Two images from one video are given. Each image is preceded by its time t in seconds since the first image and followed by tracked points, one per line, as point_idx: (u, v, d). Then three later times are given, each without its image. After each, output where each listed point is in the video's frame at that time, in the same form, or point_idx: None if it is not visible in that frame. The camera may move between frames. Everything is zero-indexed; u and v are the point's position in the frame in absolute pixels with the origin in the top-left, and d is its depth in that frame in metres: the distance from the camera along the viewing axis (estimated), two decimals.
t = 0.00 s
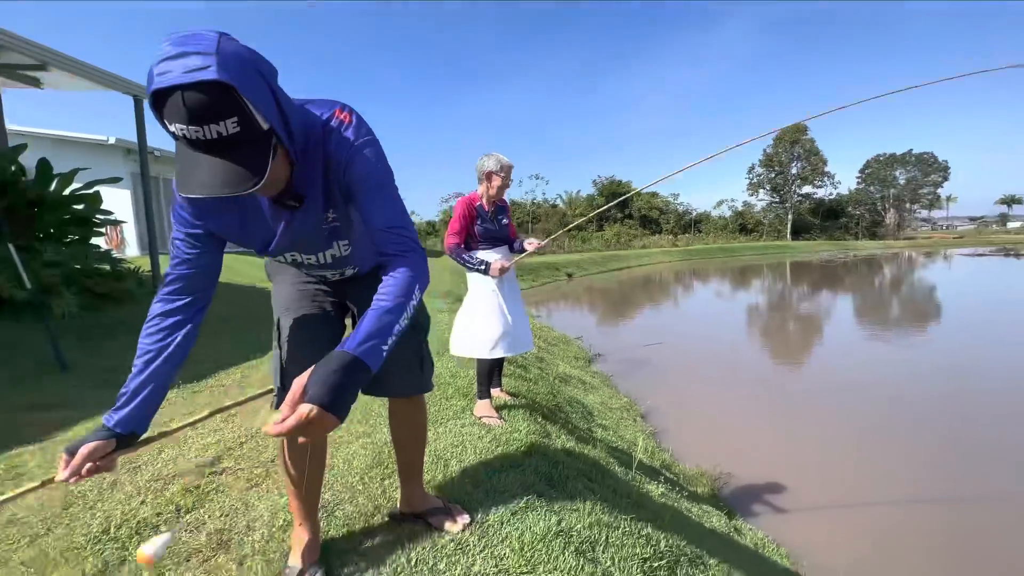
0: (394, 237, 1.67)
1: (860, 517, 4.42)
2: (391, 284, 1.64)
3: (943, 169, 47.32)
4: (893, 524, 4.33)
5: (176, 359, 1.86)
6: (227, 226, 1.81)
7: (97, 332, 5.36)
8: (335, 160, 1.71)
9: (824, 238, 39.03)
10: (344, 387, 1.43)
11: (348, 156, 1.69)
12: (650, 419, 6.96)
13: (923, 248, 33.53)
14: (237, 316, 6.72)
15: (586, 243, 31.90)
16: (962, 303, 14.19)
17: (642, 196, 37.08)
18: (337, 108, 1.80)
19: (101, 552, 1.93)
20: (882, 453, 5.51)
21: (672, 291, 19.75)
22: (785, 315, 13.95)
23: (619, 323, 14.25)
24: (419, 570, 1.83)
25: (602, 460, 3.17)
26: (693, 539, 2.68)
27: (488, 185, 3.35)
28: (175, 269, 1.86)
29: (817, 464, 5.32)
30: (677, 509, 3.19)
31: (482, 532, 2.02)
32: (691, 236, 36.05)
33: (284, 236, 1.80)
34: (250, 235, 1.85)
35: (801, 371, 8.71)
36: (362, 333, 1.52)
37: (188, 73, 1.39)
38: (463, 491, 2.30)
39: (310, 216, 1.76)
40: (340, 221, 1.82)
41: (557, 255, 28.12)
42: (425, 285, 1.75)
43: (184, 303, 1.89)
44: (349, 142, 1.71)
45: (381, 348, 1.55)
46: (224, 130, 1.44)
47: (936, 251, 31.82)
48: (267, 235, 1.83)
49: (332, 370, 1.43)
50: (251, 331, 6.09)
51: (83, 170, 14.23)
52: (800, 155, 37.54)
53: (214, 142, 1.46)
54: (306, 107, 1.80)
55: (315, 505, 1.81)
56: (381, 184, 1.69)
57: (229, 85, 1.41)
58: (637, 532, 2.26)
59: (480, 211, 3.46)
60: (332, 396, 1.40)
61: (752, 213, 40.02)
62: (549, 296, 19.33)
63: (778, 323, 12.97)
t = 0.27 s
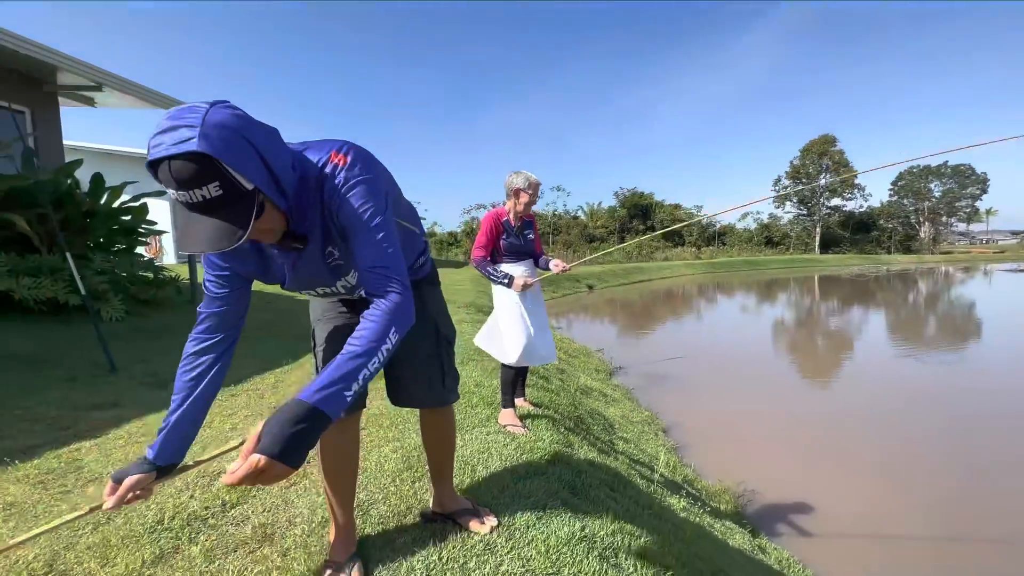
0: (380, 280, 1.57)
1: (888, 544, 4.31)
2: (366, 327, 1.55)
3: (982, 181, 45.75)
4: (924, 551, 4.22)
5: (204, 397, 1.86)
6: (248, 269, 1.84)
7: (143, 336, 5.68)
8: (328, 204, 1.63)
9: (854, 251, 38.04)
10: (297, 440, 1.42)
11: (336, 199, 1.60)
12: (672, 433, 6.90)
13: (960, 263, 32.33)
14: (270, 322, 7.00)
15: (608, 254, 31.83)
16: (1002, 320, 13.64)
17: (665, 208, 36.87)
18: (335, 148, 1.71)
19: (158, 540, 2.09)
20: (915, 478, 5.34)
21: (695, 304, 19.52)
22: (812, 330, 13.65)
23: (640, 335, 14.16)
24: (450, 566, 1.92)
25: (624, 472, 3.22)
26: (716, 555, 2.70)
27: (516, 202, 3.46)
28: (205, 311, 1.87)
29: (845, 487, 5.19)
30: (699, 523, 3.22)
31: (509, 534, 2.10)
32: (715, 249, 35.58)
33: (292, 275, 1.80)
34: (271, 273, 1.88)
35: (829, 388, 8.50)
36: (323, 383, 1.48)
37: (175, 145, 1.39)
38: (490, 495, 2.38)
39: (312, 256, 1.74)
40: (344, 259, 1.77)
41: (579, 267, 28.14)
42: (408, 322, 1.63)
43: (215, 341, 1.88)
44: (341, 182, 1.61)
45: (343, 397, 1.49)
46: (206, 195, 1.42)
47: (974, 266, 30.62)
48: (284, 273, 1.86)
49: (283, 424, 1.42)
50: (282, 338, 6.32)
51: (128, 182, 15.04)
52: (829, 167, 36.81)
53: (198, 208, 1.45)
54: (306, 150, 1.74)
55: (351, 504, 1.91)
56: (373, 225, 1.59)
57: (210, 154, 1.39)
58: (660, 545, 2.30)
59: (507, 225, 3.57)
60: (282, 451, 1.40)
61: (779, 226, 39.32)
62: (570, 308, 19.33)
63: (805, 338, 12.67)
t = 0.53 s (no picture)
0: (360, 313, 1.56)
1: (901, 556, 4.25)
2: (334, 362, 1.54)
3: (998, 187, 45.04)
4: (938, 563, 4.16)
5: (186, 413, 1.86)
6: (252, 288, 1.87)
7: (159, 338, 5.80)
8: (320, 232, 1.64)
9: (867, 258, 37.57)
10: (256, 477, 1.44)
11: (327, 228, 1.61)
12: (681, 440, 6.86)
13: (976, 270, 31.80)
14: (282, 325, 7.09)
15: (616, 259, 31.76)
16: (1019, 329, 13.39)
17: (674, 213, 36.73)
18: (327, 173, 1.71)
19: (177, 538, 2.15)
20: (929, 489, 5.26)
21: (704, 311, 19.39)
22: (823, 337, 13.50)
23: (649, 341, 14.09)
24: (460, 567, 1.95)
25: (634, 478, 3.23)
26: (726, 563, 2.70)
27: (528, 208, 3.50)
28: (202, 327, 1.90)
29: (857, 497, 5.13)
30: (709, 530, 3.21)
31: (519, 536, 2.12)
32: (724, 255, 35.33)
33: (293, 296, 1.84)
34: (275, 292, 1.92)
35: (841, 396, 8.40)
36: (285, 419, 1.48)
37: (165, 185, 1.43)
38: (500, 498, 2.40)
39: (311, 279, 1.76)
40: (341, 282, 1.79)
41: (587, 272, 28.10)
42: (382, 354, 1.62)
43: (207, 357, 1.90)
44: (332, 210, 1.62)
45: (307, 433, 1.49)
46: (196, 232, 1.46)
47: (991, 273, 30.07)
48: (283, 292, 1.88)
49: (242, 461, 1.44)
50: (294, 341, 6.40)
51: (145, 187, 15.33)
52: (841, 172, 36.48)
53: (192, 242, 1.49)
54: (300, 175, 1.75)
55: (363, 505, 1.94)
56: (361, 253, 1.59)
57: (196, 193, 1.42)
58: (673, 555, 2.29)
59: (518, 231, 3.61)
60: (241, 487, 1.43)
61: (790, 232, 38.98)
62: (578, 313, 19.31)
63: (817, 346, 12.53)
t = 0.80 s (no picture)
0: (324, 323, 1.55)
1: (897, 556, 4.26)
2: (287, 372, 1.53)
3: (999, 188, 45.08)
4: (935, 564, 4.17)
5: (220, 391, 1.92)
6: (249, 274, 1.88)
7: (159, 335, 5.80)
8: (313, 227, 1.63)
9: (867, 259, 37.57)
10: (201, 482, 1.43)
11: (319, 224, 1.60)
12: (680, 440, 6.86)
13: (976, 272, 31.78)
14: (281, 323, 7.10)
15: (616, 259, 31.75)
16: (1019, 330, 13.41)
17: (675, 213, 36.72)
18: (328, 171, 1.70)
19: (174, 533, 2.15)
20: (927, 491, 5.27)
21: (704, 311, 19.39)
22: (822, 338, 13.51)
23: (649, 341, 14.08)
24: (457, 563, 1.95)
25: (632, 476, 3.24)
26: (723, 560, 2.71)
27: (529, 206, 3.51)
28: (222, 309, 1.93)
29: (855, 498, 5.14)
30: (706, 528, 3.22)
31: (516, 533, 2.13)
32: (724, 255, 35.33)
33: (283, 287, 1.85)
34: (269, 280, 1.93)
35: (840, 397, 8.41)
36: (237, 431, 1.47)
37: (158, 166, 1.42)
38: (497, 495, 2.40)
39: (301, 273, 1.76)
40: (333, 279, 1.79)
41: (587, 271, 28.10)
42: (336, 364, 1.62)
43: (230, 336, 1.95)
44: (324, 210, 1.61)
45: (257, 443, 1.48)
46: (187, 216, 1.45)
47: (991, 274, 30.06)
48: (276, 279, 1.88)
49: (192, 468, 1.43)
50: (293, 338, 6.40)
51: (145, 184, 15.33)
52: (842, 173, 36.50)
53: (183, 225, 1.49)
54: (303, 168, 1.74)
55: (358, 502, 1.94)
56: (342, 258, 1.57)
57: (186, 176, 1.41)
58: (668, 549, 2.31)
59: (519, 228, 3.61)
60: (186, 492, 1.42)
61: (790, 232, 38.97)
62: (578, 312, 19.30)
63: (817, 346, 12.53)
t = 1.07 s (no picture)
0: (337, 285, 1.65)
1: (882, 549, 4.32)
2: (316, 331, 1.66)
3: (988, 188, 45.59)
4: (919, 556, 4.24)
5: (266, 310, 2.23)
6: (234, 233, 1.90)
7: (147, 329, 5.74)
8: (308, 185, 1.66)
9: (858, 257, 37.86)
10: (273, 437, 1.64)
11: (318, 186, 1.64)
12: (671, 435, 6.90)
13: (965, 270, 32.14)
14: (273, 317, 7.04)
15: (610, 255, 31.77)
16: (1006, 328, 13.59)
17: (669, 209, 36.78)
18: (324, 134, 1.74)
19: (159, 527, 2.13)
20: (912, 484, 5.35)
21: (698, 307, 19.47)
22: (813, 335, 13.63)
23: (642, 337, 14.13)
24: (445, 557, 1.95)
25: (621, 470, 3.25)
26: (710, 553, 2.73)
27: (522, 199, 3.50)
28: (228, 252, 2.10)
29: (843, 492, 5.20)
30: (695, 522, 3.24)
31: (505, 526, 2.13)
32: (718, 252, 35.45)
33: (266, 249, 1.86)
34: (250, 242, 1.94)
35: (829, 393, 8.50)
36: (278, 391, 1.62)
37: (157, 91, 1.40)
38: (486, 489, 2.40)
39: (287, 236, 1.78)
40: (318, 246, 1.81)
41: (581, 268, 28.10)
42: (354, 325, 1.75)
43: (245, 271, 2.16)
44: (324, 171, 1.65)
45: (300, 400, 1.64)
46: (177, 145, 1.42)
47: (980, 273, 30.39)
48: (256, 241, 1.87)
49: (255, 430, 1.60)
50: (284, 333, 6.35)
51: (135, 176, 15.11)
52: (835, 171, 36.74)
53: (168, 155, 1.44)
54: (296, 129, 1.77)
55: (345, 493, 1.94)
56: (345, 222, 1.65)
57: (186, 104, 1.39)
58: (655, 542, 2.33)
59: (514, 221, 3.58)
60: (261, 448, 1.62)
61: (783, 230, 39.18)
62: (572, 308, 19.30)
63: (808, 342, 12.63)
